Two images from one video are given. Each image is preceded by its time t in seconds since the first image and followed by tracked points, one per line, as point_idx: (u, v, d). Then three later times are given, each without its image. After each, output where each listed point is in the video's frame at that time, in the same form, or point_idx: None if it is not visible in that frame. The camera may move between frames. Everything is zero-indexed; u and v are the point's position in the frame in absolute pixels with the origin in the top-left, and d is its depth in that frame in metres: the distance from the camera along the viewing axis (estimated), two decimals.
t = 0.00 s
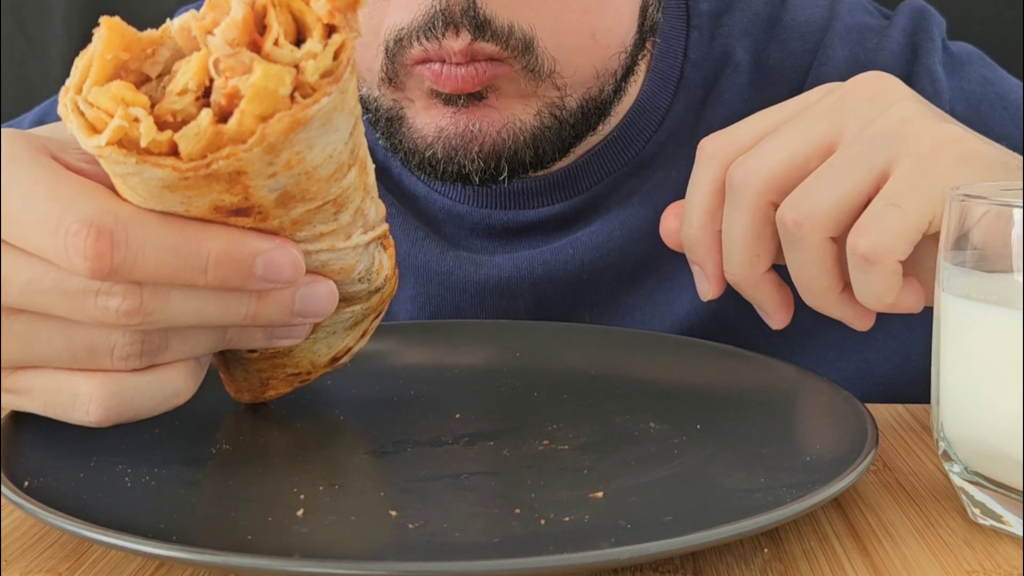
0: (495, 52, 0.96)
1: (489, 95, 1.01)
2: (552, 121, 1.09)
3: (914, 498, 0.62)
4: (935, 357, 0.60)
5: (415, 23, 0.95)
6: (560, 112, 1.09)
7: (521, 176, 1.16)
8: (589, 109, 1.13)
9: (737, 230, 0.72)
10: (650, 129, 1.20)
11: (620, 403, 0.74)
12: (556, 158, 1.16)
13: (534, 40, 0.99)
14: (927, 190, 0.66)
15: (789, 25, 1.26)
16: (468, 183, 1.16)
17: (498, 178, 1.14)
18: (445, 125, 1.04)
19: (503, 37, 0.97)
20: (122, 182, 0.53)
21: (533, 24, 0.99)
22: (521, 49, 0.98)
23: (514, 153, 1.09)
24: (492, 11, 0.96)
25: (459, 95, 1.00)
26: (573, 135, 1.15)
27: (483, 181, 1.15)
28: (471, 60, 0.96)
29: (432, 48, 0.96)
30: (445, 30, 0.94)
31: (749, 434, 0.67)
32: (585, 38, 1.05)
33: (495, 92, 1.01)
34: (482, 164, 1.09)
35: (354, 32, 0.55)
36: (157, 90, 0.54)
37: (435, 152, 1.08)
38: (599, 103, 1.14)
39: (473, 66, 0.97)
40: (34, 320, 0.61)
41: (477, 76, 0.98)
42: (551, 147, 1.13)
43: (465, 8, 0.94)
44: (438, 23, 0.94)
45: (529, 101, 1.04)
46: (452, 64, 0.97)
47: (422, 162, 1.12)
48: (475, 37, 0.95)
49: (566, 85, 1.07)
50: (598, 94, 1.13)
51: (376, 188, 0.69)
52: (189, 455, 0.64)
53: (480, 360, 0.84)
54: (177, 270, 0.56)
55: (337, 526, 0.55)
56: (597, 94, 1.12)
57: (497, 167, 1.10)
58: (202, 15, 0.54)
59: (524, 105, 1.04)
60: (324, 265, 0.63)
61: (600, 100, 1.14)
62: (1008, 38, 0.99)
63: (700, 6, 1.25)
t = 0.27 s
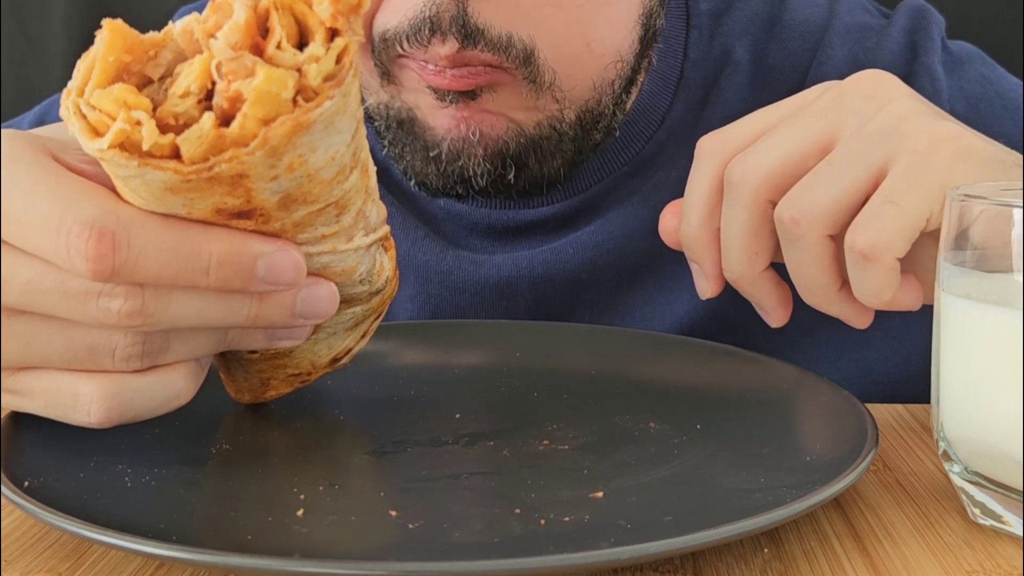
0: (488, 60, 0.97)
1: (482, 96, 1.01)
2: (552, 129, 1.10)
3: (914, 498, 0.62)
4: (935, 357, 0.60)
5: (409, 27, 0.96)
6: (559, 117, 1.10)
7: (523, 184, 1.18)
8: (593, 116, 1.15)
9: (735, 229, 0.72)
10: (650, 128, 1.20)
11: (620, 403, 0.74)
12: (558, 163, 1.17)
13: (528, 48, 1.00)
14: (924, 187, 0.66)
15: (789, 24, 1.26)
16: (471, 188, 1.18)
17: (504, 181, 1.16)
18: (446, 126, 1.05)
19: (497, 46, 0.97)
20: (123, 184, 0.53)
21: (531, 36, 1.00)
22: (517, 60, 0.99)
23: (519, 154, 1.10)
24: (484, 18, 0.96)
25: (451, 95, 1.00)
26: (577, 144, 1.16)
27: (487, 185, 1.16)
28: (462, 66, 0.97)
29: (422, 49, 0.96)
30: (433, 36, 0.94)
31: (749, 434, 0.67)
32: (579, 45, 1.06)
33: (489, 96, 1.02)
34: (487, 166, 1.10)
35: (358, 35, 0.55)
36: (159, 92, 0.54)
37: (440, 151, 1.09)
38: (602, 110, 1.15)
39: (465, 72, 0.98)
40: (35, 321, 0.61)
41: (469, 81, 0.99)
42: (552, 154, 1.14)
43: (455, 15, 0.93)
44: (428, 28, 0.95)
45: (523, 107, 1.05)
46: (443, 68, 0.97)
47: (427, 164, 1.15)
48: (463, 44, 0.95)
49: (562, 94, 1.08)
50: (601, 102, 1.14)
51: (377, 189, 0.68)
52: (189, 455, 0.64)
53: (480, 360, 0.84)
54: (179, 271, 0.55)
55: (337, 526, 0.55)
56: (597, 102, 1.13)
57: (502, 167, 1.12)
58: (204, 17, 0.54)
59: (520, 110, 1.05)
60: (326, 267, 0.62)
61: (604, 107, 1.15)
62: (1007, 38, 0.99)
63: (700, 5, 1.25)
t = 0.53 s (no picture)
0: (505, 66, 0.98)
1: (498, 104, 1.02)
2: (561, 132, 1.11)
3: (913, 498, 0.62)
4: (935, 357, 0.60)
5: (424, 37, 0.96)
6: (569, 120, 1.10)
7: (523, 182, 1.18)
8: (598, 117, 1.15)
9: (736, 228, 0.72)
10: (650, 128, 1.20)
11: (620, 403, 0.74)
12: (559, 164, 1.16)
13: (538, 52, 1.01)
14: (924, 187, 0.66)
15: (789, 24, 1.26)
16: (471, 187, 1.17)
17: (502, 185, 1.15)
18: (454, 137, 1.05)
19: (511, 51, 0.98)
20: (125, 183, 0.53)
21: (540, 38, 1.01)
22: (529, 63, 1.00)
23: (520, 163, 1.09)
24: (497, 23, 0.97)
25: (469, 109, 1.01)
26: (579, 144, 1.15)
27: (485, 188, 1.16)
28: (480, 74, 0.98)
29: (440, 62, 0.97)
30: (451, 44, 0.95)
31: (749, 434, 0.67)
32: (587, 43, 1.07)
33: (503, 102, 1.02)
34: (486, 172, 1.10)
35: (359, 35, 0.55)
36: (161, 91, 0.54)
37: (439, 159, 1.09)
38: (602, 110, 1.14)
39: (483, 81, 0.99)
40: (36, 321, 0.61)
41: (487, 90, 1.00)
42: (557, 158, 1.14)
43: (471, 21, 0.94)
44: (445, 37, 0.95)
45: (537, 111, 1.06)
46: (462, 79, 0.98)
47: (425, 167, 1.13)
48: (480, 50, 0.96)
49: (573, 93, 1.09)
50: (603, 103, 1.14)
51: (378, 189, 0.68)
52: (190, 455, 0.64)
53: (480, 360, 0.84)
54: (180, 271, 0.55)
55: (337, 526, 0.55)
56: (605, 101, 1.14)
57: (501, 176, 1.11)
58: (206, 17, 0.54)
59: (534, 115, 1.06)
60: (327, 266, 0.62)
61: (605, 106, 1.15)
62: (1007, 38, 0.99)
63: (700, 6, 1.25)
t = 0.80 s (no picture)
0: (502, 63, 0.98)
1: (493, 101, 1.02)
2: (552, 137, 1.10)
3: (914, 498, 0.62)
4: (936, 357, 0.60)
5: (422, 32, 0.96)
6: (567, 123, 1.10)
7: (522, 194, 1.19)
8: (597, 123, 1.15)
9: (738, 226, 0.72)
10: (651, 129, 1.20)
11: (620, 403, 0.74)
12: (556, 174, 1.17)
13: (540, 51, 1.01)
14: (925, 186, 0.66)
15: (789, 25, 1.26)
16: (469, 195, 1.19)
17: (501, 191, 1.16)
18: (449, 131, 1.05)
19: (510, 49, 0.98)
20: (127, 181, 0.53)
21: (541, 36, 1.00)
22: (528, 61, 1.00)
23: (514, 164, 1.10)
24: (497, 21, 0.97)
25: (463, 102, 1.01)
26: (573, 149, 1.15)
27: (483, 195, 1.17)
28: (477, 70, 0.98)
29: (436, 56, 0.97)
30: (447, 41, 0.95)
31: (750, 434, 0.67)
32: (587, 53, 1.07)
33: (500, 102, 1.03)
34: (482, 175, 1.11)
35: (362, 34, 0.55)
36: (164, 89, 0.54)
37: (438, 159, 1.10)
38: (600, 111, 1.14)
39: (482, 76, 0.99)
40: (37, 319, 0.61)
41: (484, 85, 1.00)
42: (553, 166, 1.15)
43: (469, 19, 0.94)
44: (442, 34, 0.95)
45: (534, 112, 1.06)
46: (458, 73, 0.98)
47: (424, 171, 1.16)
48: (479, 47, 0.95)
49: (573, 96, 1.09)
50: (600, 106, 1.14)
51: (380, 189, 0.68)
52: (190, 455, 0.64)
53: (480, 360, 0.84)
54: (183, 269, 0.55)
55: (337, 526, 0.55)
56: (604, 107, 1.14)
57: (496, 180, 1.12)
58: (209, 15, 0.54)
59: (530, 117, 1.06)
60: (329, 265, 0.62)
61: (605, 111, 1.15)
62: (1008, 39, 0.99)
63: (701, 6, 1.25)
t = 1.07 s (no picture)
0: (510, 64, 0.96)
1: (498, 100, 1.00)
2: (561, 130, 1.08)
3: (914, 498, 0.62)
4: (935, 357, 0.60)
5: (425, 34, 0.95)
6: (572, 119, 1.09)
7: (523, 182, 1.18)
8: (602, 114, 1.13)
9: (738, 226, 0.72)
10: (651, 130, 1.20)
11: (620, 403, 0.74)
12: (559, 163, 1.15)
13: (549, 49, 0.98)
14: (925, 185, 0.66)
15: (789, 25, 1.26)
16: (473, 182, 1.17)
17: (503, 179, 1.14)
18: (451, 127, 1.03)
19: (518, 49, 0.95)
20: (124, 182, 0.53)
21: (551, 35, 0.98)
22: (539, 60, 0.98)
23: (519, 157, 1.08)
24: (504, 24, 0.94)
25: (468, 102, 1.00)
26: (582, 140, 1.14)
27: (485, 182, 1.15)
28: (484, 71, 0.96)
29: (436, 59, 0.96)
30: (450, 45, 0.94)
31: (749, 434, 0.67)
32: (597, 47, 1.04)
33: (506, 100, 1.01)
34: (486, 166, 1.08)
35: (359, 34, 0.55)
36: (160, 91, 0.54)
37: (438, 152, 1.07)
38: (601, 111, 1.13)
39: (489, 76, 0.97)
40: (37, 320, 0.61)
41: (490, 84, 0.98)
42: (558, 157, 1.13)
43: (473, 23, 0.92)
44: (444, 37, 0.94)
45: (541, 110, 1.04)
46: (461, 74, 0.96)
47: (424, 162, 1.12)
48: (483, 51, 0.94)
49: (581, 93, 1.06)
50: (606, 100, 1.12)
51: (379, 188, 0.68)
52: (190, 455, 0.64)
53: (480, 360, 0.84)
54: (180, 270, 0.55)
55: (337, 526, 0.55)
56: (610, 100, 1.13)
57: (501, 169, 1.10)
58: (205, 16, 0.54)
59: (536, 114, 1.04)
60: (327, 266, 0.62)
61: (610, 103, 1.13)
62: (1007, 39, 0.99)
63: (700, 6, 1.25)
